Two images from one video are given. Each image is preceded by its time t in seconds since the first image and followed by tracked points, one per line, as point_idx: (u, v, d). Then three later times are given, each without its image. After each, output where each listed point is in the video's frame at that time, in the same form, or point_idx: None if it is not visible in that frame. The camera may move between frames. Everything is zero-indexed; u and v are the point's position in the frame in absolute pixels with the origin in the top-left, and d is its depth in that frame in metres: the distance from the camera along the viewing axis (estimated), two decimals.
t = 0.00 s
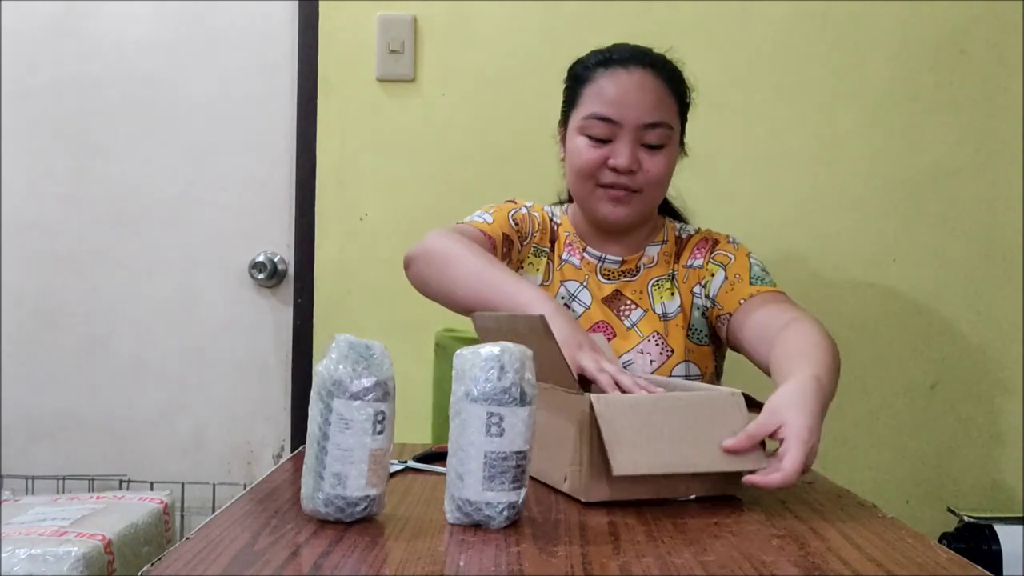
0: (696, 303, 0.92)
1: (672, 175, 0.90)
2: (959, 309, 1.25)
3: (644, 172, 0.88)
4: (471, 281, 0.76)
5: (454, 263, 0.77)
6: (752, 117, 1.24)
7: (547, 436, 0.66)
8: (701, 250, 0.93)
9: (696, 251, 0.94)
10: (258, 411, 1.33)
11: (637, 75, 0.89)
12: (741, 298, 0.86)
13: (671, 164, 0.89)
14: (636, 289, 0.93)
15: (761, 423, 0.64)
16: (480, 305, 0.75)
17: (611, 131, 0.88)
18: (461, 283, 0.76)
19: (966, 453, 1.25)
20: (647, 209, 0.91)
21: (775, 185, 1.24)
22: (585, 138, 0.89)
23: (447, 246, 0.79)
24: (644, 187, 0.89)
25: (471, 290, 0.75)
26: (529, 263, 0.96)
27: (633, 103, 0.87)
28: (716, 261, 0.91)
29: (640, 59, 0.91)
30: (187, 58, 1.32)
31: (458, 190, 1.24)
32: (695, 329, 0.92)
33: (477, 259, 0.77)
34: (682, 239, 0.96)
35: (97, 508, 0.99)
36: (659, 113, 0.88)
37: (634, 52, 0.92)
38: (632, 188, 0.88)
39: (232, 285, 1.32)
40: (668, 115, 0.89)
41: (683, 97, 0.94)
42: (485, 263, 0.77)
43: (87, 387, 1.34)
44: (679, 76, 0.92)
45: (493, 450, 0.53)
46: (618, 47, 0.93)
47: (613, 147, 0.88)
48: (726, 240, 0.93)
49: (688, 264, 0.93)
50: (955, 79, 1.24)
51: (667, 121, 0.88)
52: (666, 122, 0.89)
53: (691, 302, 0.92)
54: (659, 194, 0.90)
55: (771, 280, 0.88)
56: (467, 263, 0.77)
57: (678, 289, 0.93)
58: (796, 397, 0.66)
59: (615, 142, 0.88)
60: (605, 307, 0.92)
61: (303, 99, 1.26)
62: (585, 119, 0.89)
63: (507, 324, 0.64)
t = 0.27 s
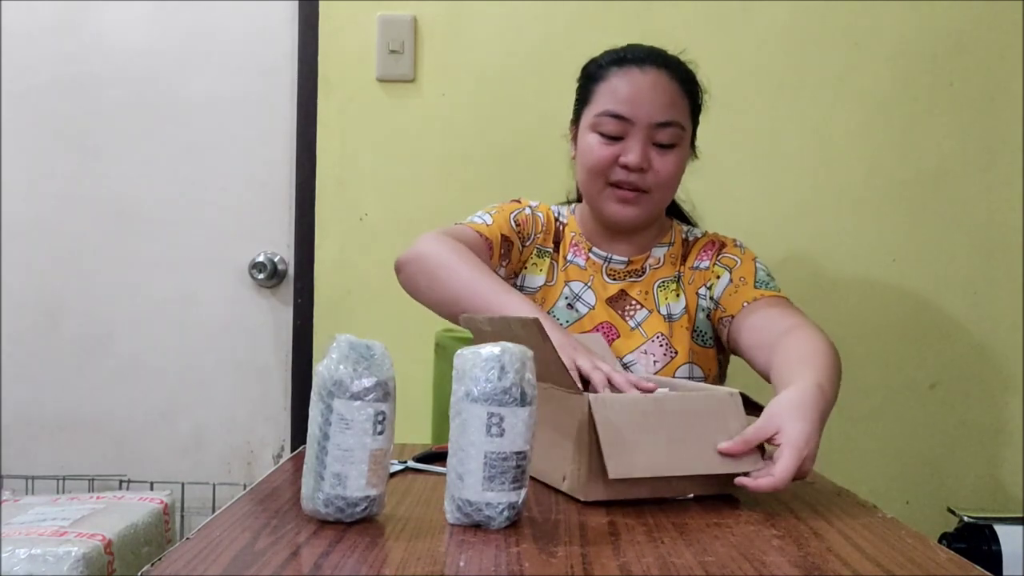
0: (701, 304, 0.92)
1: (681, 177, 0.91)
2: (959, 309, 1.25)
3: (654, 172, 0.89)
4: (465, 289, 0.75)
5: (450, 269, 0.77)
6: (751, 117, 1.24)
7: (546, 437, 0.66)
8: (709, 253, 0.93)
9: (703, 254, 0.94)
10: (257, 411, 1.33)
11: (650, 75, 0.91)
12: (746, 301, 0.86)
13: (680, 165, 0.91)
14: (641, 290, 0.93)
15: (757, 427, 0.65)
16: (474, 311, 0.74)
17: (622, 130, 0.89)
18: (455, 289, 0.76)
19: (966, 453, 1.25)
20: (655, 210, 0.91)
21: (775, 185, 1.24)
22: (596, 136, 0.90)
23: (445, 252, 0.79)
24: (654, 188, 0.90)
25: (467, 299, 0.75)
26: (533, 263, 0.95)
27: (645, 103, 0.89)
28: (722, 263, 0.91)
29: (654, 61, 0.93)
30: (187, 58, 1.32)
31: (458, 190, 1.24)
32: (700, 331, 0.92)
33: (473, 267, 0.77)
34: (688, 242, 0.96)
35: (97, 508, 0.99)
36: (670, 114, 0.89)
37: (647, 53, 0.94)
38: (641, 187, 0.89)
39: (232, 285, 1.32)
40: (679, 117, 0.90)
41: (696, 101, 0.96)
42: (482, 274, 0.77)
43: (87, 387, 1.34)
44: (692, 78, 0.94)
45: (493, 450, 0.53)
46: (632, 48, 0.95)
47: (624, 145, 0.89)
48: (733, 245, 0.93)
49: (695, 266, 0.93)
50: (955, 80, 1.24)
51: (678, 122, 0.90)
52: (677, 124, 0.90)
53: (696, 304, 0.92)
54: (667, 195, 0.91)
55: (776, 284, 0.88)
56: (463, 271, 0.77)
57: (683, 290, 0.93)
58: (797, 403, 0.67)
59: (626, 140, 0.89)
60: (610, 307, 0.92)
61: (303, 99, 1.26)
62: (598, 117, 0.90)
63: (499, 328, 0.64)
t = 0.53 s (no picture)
0: (701, 305, 0.92)
1: (677, 165, 0.92)
2: (960, 309, 1.25)
3: (649, 157, 0.89)
4: (478, 287, 0.75)
5: (463, 268, 0.77)
6: (752, 116, 1.24)
7: (547, 437, 0.66)
8: (711, 256, 0.93)
9: (705, 256, 0.94)
10: (257, 411, 1.33)
11: (643, 65, 0.92)
12: (751, 298, 0.86)
13: (675, 152, 0.91)
14: (640, 291, 0.93)
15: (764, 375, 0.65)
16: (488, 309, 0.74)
17: (617, 117, 0.90)
18: (467, 289, 0.76)
19: (966, 453, 1.25)
20: (653, 196, 0.91)
21: (775, 185, 1.24)
22: (591, 125, 0.91)
23: (456, 252, 0.79)
24: (650, 173, 0.90)
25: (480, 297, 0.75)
26: (535, 262, 0.94)
27: (639, 89, 0.90)
28: (726, 265, 0.91)
29: (647, 55, 0.94)
30: (188, 58, 1.31)
31: (458, 190, 1.24)
32: (699, 331, 0.92)
33: (485, 266, 0.77)
34: (689, 244, 0.96)
35: (97, 508, 0.99)
36: (663, 100, 0.90)
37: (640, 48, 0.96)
38: (636, 172, 0.89)
39: (232, 285, 1.32)
40: (673, 104, 0.91)
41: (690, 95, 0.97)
42: (494, 272, 0.77)
43: (87, 387, 1.34)
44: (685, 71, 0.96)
45: (493, 450, 0.53)
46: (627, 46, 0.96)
47: (618, 132, 0.90)
48: (737, 248, 0.94)
49: (697, 268, 0.93)
50: (955, 80, 1.24)
51: (671, 109, 0.91)
52: (671, 111, 0.91)
53: (696, 305, 0.92)
54: (664, 182, 0.91)
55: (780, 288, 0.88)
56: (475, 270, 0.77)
57: (682, 291, 0.93)
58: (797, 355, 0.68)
59: (621, 127, 0.90)
60: (608, 306, 0.92)
61: (303, 99, 1.26)
62: (592, 109, 0.91)
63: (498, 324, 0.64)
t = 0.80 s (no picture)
0: (708, 307, 0.94)
1: (677, 161, 0.92)
2: (959, 309, 1.25)
3: (649, 152, 0.89)
4: (478, 284, 0.75)
5: (461, 263, 0.77)
6: (751, 116, 1.24)
7: (549, 438, 0.66)
8: (718, 260, 0.95)
9: (712, 259, 0.95)
10: (257, 411, 1.33)
11: (641, 63, 0.93)
12: (763, 309, 0.88)
13: (676, 148, 0.91)
14: (646, 291, 0.93)
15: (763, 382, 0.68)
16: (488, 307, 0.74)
17: (616, 114, 0.91)
18: (463, 286, 0.76)
19: (966, 453, 1.25)
20: (654, 192, 0.91)
21: (774, 185, 1.24)
22: (590, 123, 0.92)
23: (455, 247, 0.79)
24: (650, 168, 0.89)
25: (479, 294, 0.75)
26: (537, 263, 0.94)
27: (637, 85, 0.90)
28: (735, 270, 0.94)
29: (645, 53, 0.95)
30: (188, 58, 1.31)
31: (458, 190, 1.24)
32: (705, 333, 0.94)
33: (485, 262, 0.77)
34: (694, 246, 0.97)
35: (97, 508, 0.99)
36: (662, 96, 0.91)
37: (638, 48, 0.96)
38: (637, 167, 0.89)
39: (232, 285, 1.32)
40: (672, 101, 0.91)
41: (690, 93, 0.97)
42: (494, 268, 0.77)
43: (87, 387, 1.34)
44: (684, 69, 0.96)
45: (493, 450, 0.53)
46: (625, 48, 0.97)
47: (618, 128, 0.90)
48: (742, 253, 0.96)
49: (705, 271, 0.95)
50: (955, 80, 1.24)
51: (670, 105, 0.91)
52: (670, 107, 0.91)
53: (703, 307, 0.94)
54: (664, 178, 0.91)
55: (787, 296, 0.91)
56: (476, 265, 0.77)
57: (691, 291, 0.94)
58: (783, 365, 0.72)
59: (621, 124, 0.90)
60: (615, 307, 0.92)
61: (302, 99, 1.26)
62: (591, 107, 0.92)
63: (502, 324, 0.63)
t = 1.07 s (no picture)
0: (710, 312, 0.93)
1: (684, 174, 0.92)
2: (960, 310, 1.25)
3: (657, 168, 0.89)
4: (475, 285, 0.75)
5: (459, 264, 0.77)
6: (751, 116, 1.24)
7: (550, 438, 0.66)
8: (722, 266, 0.95)
9: (716, 264, 0.95)
10: (257, 411, 1.33)
11: (651, 74, 0.92)
12: (763, 321, 0.89)
13: (683, 162, 0.91)
14: (651, 292, 0.93)
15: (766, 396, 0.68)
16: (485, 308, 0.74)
17: (624, 128, 0.90)
18: (461, 288, 0.76)
19: (966, 453, 1.25)
20: (660, 206, 0.92)
21: (775, 185, 1.24)
22: (598, 136, 0.91)
23: (454, 247, 0.79)
24: (658, 184, 0.90)
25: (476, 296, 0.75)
26: (542, 264, 0.94)
27: (646, 100, 0.90)
28: (738, 278, 0.94)
29: (652, 60, 0.93)
30: (188, 58, 1.31)
31: (458, 190, 1.24)
32: (706, 337, 0.93)
33: (482, 263, 0.78)
34: (698, 250, 0.97)
35: (97, 508, 0.99)
36: (671, 110, 0.90)
37: (648, 54, 0.95)
38: (644, 183, 0.90)
39: (232, 285, 1.32)
40: (681, 114, 0.91)
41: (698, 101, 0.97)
42: (491, 270, 0.77)
43: (87, 388, 1.34)
44: (693, 78, 0.95)
45: (493, 450, 0.53)
46: (634, 51, 0.96)
47: (626, 143, 0.90)
48: (746, 261, 0.96)
49: (708, 275, 0.94)
50: (955, 80, 1.24)
51: (679, 119, 0.91)
52: (678, 119, 0.91)
53: (706, 311, 0.93)
54: (671, 192, 0.92)
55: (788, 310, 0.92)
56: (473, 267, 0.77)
57: (695, 295, 0.94)
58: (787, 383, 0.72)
59: (629, 138, 0.90)
60: (620, 307, 0.92)
61: (302, 99, 1.26)
62: (599, 118, 0.91)
63: (503, 325, 0.63)
